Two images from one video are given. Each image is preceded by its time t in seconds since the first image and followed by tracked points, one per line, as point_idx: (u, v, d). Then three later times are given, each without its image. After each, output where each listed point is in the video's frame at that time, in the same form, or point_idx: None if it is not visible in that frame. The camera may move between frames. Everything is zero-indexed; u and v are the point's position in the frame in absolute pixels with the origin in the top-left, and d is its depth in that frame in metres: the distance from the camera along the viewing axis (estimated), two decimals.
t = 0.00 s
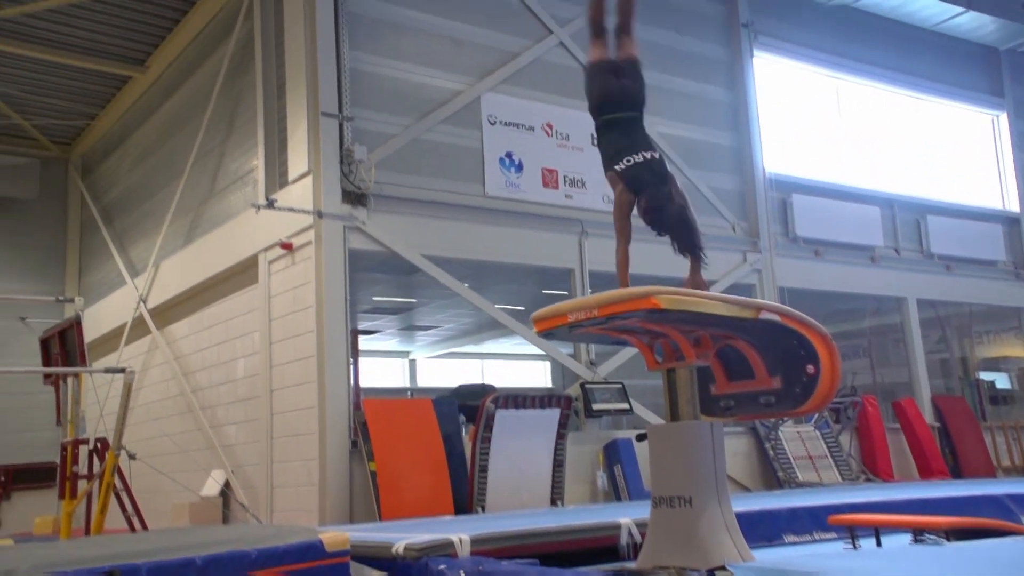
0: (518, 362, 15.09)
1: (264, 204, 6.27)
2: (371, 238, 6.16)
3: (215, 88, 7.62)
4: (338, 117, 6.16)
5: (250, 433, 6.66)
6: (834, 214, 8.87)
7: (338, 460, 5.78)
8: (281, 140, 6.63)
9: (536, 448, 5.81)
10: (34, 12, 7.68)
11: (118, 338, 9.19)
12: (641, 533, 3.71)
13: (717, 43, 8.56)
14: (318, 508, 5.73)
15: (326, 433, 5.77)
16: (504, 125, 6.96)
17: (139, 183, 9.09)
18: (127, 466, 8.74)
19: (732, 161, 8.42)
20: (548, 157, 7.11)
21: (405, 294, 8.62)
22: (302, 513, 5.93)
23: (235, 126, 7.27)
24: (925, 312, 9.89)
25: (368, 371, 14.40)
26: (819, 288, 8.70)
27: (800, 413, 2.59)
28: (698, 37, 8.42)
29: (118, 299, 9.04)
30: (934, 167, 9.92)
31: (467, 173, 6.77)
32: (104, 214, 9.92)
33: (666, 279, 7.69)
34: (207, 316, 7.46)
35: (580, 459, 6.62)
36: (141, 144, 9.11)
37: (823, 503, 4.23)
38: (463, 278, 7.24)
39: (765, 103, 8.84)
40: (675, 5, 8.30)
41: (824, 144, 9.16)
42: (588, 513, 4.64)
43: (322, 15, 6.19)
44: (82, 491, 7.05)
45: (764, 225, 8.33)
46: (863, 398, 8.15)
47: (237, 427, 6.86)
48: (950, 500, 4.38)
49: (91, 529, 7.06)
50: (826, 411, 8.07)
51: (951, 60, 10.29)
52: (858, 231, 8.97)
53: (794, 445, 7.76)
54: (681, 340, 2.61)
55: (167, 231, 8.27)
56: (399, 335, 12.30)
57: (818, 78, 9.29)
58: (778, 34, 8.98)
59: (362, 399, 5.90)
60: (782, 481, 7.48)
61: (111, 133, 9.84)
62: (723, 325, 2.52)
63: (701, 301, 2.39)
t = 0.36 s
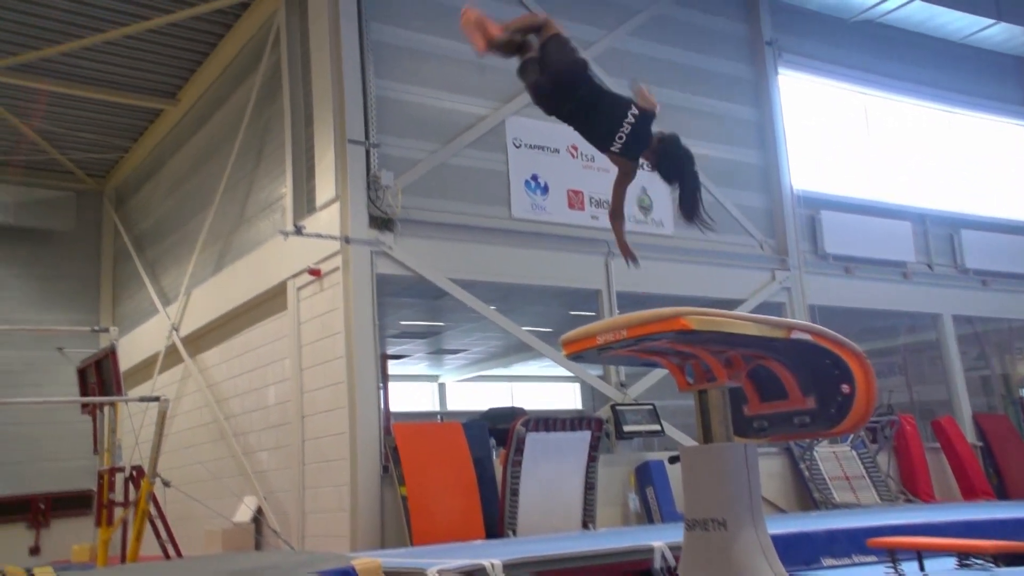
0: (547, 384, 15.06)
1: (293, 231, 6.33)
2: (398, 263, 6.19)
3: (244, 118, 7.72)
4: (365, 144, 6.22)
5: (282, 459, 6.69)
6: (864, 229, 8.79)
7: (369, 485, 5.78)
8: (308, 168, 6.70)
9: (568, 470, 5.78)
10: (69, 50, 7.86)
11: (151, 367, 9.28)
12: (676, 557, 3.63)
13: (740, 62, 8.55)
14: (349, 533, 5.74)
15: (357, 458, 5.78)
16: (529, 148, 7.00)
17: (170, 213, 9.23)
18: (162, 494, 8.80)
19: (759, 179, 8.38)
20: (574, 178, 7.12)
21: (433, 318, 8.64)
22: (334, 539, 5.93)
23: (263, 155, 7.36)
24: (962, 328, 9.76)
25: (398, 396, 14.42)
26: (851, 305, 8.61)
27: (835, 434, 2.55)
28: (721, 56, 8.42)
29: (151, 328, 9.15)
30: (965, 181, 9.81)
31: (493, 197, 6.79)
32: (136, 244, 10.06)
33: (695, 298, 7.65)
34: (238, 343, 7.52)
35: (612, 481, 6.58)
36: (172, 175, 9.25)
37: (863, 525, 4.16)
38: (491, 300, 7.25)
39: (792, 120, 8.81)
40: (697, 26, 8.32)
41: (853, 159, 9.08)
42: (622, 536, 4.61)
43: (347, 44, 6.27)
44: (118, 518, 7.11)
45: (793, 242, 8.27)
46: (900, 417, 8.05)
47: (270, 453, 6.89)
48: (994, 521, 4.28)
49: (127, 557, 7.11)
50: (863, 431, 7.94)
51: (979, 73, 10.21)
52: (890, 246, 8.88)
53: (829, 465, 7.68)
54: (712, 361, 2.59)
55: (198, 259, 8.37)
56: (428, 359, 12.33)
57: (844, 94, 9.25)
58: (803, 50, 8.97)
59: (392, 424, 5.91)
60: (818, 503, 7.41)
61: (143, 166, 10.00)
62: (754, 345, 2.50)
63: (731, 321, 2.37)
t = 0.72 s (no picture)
0: (602, 404, 14.97)
1: (345, 256, 6.41)
2: (449, 285, 6.22)
3: (297, 146, 7.85)
4: (415, 168, 6.28)
5: (338, 482, 6.73)
6: (924, 243, 8.59)
7: (424, 508, 5.78)
8: (360, 193, 6.79)
9: (624, 491, 5.73)
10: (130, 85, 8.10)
11: (210, 391, 9.45)
12: None
13: (791, 77, 8.46)
14: (405, 556, 5.75)
15: (411, 481, 5.79)
16: (578, 168, 6.99)
17: (226, 240, 9.42)
18: (222, 517, 8.93)
19: (814, 194, 8.26)
20: (624, 198, 7.11)
21: (485, 339, 8.67)
22: (390, 561, 5.94)
23: (316, 181, 7.49)
24: None
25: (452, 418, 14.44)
26: (912, 321, 8.41)
27: (902, 454, 2.51)
28: (771, 71, 8.34)
29: (210, 353, 9.32)
30: None
31: (544, 217, 6.80)
32: (194, 271, 10.28)
33: (750, 316, 7.55)
34: (294, 367, 7.62)
35: (668, 502, 6.48)
36: (228, 202, 9.45)
37: (934, 549, 4.04)
38: (543, 321, 7.24)
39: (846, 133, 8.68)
40: (746, 42, 8.26)
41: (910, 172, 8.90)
42: (680, 558, 4.54)
43: (396, 71, 6.36)
44: (180, 540, 7.24)
45: (850, 258, 8.13)
46: (972, 437, 7.83)
47: (326, 476, 6.95)
48: None
49: None
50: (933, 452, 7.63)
51: None
52: (952, 260, 8.66)
53: (896, 486, 7.49)
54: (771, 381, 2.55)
55: (254, 285, 8.52)
56: (481, 381, 12.34)
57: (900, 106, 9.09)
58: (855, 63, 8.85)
59: (446, 446, 5.92)
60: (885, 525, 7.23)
61: (200, 195, 10.23)
62: (815, 364, 2.44)
63: (789, 340, 2.32)
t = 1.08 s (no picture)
0: (666, 425, 14.78)
1: (408, 278, 6.47)
2: (511, 306, 6.22)
3: (360, 170, 7.97)
4: (476, 190, 6.32)
5: (403, 502, 6.76)
6: (1001, 259, 8.32)
7: (488, 529, 5.77)
8: (422, 215, 6.86)
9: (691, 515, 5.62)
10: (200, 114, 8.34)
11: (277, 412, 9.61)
12: None
13: (857, 91, 8.30)
14: None
15: (475, 503, 5.79)
16: (639, 186, 6.94)
17: (291, 263, 9.60)
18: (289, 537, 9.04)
19: (883, 210, 8.08)
20: (685, 216, 7.06)
21: (547, 360, 8.65)
22: None
23: (378, 204, 7.59)
24: None
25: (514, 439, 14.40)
26: (989, 339, 8.13)
27: (987, 480, 2.45)
28: (837, 86, 8.19)
29: (277, 374, 9.48)
30: None
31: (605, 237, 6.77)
32: (261, 294, 10.49)
33: (819, 335, 7.40)
34: (358, 388, 7.71)
35: (735, 524, 6.36)
36: (294, 226, 9.64)
37: None
38: (606, 341, 7.20)
39: (916, 147, 8.47)
40: (810, 56, 8.15)
41: (985, 186, 8.64)
42: None
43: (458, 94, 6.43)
44: (250, 559, 7.36)
45: (923, 275, 7.92)
46: None
47: (390, 496, 6.99)
48: None
49: None
50: None
51: None
52: None
53: (978, 513, 7.23)
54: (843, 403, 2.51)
55: (319, 307, 8.66)
56: (544, 402, 12.30)
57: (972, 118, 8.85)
58: (923, 75, 8.65)
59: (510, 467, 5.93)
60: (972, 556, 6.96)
61: (267, 219, 10.44)
62: (891, 386, 2.39)
63: (863, 361, 2.28)
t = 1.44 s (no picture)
0: (712, 438, 14.61)
1: (452, 291, 6.49)
2: (555, 319, 6.21)
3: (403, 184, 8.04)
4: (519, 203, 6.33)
5: (447, 515, 6.76)
6: None
7: (532, 542, 5.75)
8: (465, 228, 6.88)
9: (738, 530, 5.54)
10: (247, 130, 8.48)
11: (323, 424, 9.69)
12: None
13: (906, 99, 8.16)
14: None
15: (519, 516, 5.77)
16: (683, 199, 6.89)
17: (337, 277, 9.70)
18: (335, 549, 9.10)
19: (935, 221, 7.93)
20: (730, 228, 6.98)
21: (591, 373, 8.61)
22: None
23: (422, 218, 7.64)
24: None
25: (559, 452, 14.33)
26: None
27: None
28: (885, 95, 8.06)
29: (323, 387, 9.58)
30: None
31: (649, 249, 6.73)
32: (307, 307, 10.61)
33: (869, 349, 7.27)
34: (403, 401, 7.73)
35: (784, 540, 6.25)
36: (339, 240, 9.73)
37: None
38: (650, 355, 7.14)
39: (969, 156, 8.30)
40: (857, 65, 8.03)
41: None
42: None
43: (500, 108, 6.46)
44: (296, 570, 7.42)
45: (977, 287, 7.75)
46: None
47: (434, 509, 7.00)
48: None
49: None
50: None
51: None
52: None
53: None
54: (896, 418, 2.65)
55: (364, 320, 8.73)
56: (588, 414, 12.24)
57: None
58: (975, 83, 8.48)
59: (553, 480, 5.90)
60: None
61: (312, 233, 10.57)
62: (946, 400, 2.55)
63: (918, 376, 2.42)
